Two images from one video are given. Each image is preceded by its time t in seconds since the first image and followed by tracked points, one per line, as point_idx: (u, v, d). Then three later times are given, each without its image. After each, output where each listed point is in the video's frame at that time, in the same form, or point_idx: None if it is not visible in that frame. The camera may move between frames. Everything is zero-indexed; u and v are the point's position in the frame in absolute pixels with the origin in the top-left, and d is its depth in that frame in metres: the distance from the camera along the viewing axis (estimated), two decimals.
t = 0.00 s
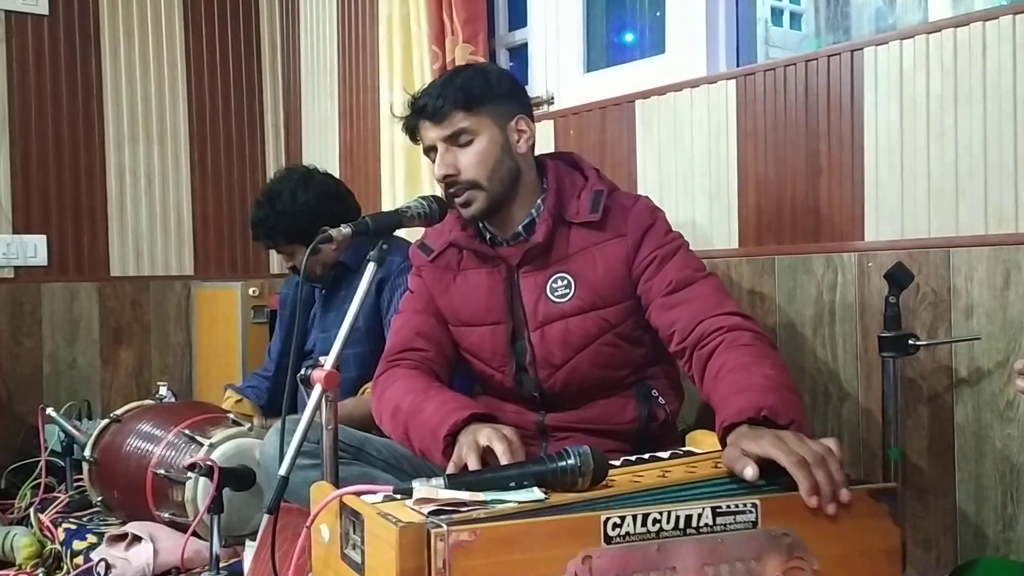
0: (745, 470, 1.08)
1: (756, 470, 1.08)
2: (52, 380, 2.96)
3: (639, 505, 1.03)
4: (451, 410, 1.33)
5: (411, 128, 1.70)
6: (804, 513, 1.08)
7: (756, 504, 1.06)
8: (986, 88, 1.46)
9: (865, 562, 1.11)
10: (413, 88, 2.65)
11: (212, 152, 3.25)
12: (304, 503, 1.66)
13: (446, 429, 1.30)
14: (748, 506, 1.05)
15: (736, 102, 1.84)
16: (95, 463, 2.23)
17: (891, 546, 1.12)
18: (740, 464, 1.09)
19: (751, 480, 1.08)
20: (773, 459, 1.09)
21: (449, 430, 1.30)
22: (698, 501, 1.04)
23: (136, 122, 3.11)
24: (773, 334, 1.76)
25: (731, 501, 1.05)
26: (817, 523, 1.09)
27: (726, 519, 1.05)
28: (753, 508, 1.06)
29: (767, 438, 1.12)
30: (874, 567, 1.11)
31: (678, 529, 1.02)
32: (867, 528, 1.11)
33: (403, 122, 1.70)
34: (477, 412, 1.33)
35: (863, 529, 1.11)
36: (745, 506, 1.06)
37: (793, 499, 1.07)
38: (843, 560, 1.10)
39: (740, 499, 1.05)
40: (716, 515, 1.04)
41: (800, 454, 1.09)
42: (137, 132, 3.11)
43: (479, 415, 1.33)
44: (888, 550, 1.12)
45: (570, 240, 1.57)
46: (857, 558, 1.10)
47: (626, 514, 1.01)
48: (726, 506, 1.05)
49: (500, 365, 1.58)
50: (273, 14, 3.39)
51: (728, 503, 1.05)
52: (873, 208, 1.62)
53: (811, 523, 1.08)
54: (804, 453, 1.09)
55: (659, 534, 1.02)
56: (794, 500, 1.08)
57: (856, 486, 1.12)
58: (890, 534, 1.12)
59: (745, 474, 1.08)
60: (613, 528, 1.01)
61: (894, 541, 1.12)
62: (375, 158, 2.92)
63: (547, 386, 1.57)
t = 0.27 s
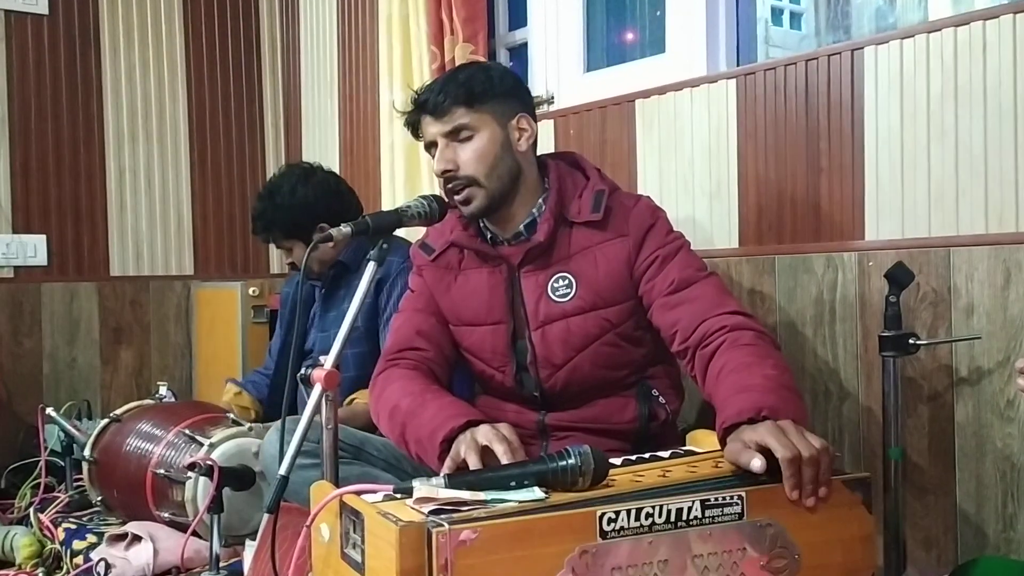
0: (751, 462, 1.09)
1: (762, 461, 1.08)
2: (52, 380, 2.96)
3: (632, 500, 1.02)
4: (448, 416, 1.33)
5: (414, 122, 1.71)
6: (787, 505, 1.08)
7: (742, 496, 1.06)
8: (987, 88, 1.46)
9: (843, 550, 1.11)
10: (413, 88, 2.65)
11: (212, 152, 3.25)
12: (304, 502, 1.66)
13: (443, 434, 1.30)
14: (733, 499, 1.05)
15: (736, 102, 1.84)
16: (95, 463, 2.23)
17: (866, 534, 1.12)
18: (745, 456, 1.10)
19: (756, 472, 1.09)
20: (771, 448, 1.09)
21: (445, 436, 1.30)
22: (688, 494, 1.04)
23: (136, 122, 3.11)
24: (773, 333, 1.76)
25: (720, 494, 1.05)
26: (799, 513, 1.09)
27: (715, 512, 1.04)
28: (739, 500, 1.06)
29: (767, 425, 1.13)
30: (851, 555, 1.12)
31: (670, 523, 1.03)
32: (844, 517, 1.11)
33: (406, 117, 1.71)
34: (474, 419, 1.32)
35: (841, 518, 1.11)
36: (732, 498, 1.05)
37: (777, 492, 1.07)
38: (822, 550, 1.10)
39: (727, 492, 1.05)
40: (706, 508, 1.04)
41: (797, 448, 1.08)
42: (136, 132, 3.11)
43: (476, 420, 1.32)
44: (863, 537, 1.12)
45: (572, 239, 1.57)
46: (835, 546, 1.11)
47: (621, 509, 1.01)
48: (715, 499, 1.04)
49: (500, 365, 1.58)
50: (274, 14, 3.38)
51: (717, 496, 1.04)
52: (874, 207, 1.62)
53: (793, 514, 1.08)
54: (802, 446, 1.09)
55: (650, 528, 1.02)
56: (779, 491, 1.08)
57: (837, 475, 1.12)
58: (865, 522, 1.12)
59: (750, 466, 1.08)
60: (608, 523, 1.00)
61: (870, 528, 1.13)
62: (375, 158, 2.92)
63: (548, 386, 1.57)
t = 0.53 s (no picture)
0: (741, 474, 1.08)
1: (753, 474, 1.07)
2: (52, 380, 2.96)
3: (640, 506, 1.02)
4: (445, 419, 1.33)
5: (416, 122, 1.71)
6: (811, 515, 1.07)
7: (759, 505, 1.05)
8: (985, 88, 1.46)
9: (871, 563, 1.10)
10: (413, 88, 2.65)
11: (211, 152, 3.25)
12: (304, 503, 1.66)
13: (438, 436, 1.29)
14: (750, 508, 1.05)
15: (735, 102, 1.84)
16: (94, 463, 2.23)
17: (897, 547, 1.11)
18: (737, 467, 1.09)
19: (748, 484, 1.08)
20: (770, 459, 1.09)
21: (442, 438, 1.29)
22: (701, 502, 1.04)
23: (135, 122, 3.11)
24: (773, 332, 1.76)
25: (734, 502, 1.04)
26: (823, 523, 1.08)
27: (728, 520, 1.04)
28: (756, 509, 1.05)
29: (767, 440, 1.12)
30: (881, 569, 1.10)
31: (680, 531, 1.02)
32: (873, 529, 1.10)
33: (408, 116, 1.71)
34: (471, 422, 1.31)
35: (869, 530, 1.10)
36: (748, 507, 1.05)
37: (800, 501, 1.07)
38: (850, 563, 1.09)
39: (743, 501, 1.05)
40: (719, 516, 1.04)
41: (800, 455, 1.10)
42: (136, 132, 3.11)
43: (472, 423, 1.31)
44: (895, 551, 1.11)
45: (571, 239, 1.57)
46: (863, 560, 1.10)
47: (628, 514, 1.01)
48: (728, 507, 1.04)
49: (500, 365, 1.58)
50: (274, 14, 3.39)
51: (731, 505, 1.04)
52: (872, 207, 1.62)
53: (817, 524, 1.08)
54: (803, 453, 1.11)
55: (660, 535, 1.02)
56: (803, 501, 1.07)
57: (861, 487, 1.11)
58: (896, 534, 1.11)
59: (741, 478, 1.08)
60: (614, 529, 1.00)
61: (901, 541, 1.11)
62: (375, 158, 2.92)
63: (547, 386, 1.57)
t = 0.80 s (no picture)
0: (746, 472, 1.08)
1: (757, 472, 1.07)
2: (52, 380, 2.96)
3: (638, 505, 1.02)
4: (446, 417, 1.33)
5: (419, 120, 1.71)
6: (804, 513, 1.08)
7: (755, 503, 1.05)
8: (985, 89, 1.46)
9: (863, 561, 1.11)
10: (412, 89, 2.65)
11: (211, 153, 3.25)
12: (303, 503, 1.66)
13: (438, 435, 1.30)
14: (746, 506, 1.05)
15: (735, 102, 1.84)
16: (94, 463, 2.23)
17: (889, 544, 1.11)
18: (741, 465, 1.09)
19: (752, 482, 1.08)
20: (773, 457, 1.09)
21: (442, 437, 1.30)
22: (697, 501, 1.04)
23: (135, 122, 3.11)
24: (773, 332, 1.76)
25: (730, 501, 1.05)
26: (816, 522, 1.08)
27: (725, 519, 1.04)
28: (751, 508, 1.05)
29: (767, 436, 1.12)
30: (872, 567, 1.11)
31: (677, 530, 1.02)
32: (864, 526, 1.11)
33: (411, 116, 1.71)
34: (472, 421, 1.31)
35: (861, 528, 1.11)
36: (744, 506, 1.05)
37: (794, 499, 1.07)
38: (842, 560, 1.10)
39: (739, 499, 1.05)
40: (716, 515, 1.04)
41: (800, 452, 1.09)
42: (136, 133, 3.11)
43: (473, 422, 1.31)
44: (886, 549, 1.11)
45: (573, 239, 1.57)
46: (854, 557, 1.10)
47: (626, 514, 1.01)
48: (725, 506, 1.04)
49: (501, 364, 1.58)
50: (273, 14, 3.38)
51: (727, 504, 1.04)
52: (873, 208, 1.62)
53: (810, 522, 1.08)
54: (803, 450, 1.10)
55: (658, 535, 1.01)
56: (795, 500, 1.07)
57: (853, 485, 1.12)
58: (888, 532, 1.12)
59: (745, 476, 1.08)
60: (612, 528, 1.00)
61: (893, 540, 1.12)
62: (375, 158, 2.91)
63: (548, 386, 1.57)
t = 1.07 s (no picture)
0: (748, 472, 1.08)
1: (759, 472, 1.07)
2: (52, 381, 2.96)
3: (633, 504, 1.03)
4: (440, 415, 1.33)
5: (419, 121, 1.71)
6: (789, 508, 1.08)
7: (744, 500, 1.06)
8: (985, 90, 1.46)
9: (845, 555, 1.12)
10: (413, 90, 2.65)
11: (212, 154, 3.25)
12: (304, 505, 1.67)
13: (432, 434, 1.30)
14: (736, 503, 1.05)
15: (735, 104, 1.84)
16: (94, 464, 2.23)
17: (869, 539, 1.12)
18: (743, 466, 1.09)
19: (754, 483, 1.08)
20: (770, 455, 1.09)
21: (436, 436, 1.30)
22: (689, 499, 1.04)
23: (135, 123, 3.11)
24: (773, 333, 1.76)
25: (721, 498, 1.05)
26: (801, 517, 1.09)
27: (716, 516, 1.05)
28: (741, 505, 1.06)
29: (764, 433, 1.12)
30: (854, 561, 1.12)
31: (671, 528, 1.03)
32: (846, 520, 1.11)
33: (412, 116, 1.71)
34: (467, 420, 1.32)
35: (842, 522, 1.11)
36: (734, 503, 1.05)
37: (779, 495, 1.08)
38: (825, 554, 1.10)
39: (729, 496, 1.05)
40: (707, 512, 1.04)
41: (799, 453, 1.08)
42: (136, 134, 3.11)
43: (467, 421, 1.32)
44: (867, 542, 1.12)
45: (575, 240, 1.57)
46: (837, 551, 1.11)
47: (622, 513, 1.01)
48: (716, 503, 1.05)
49: (502, 364, 1.58)
50: (274, 15, 3.38)
51: (719, 501, 1.05)
52: (872, 209, 1.62)
53: (794, 517, 1.08)
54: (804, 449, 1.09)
55: (652, 532, 1.02)
56: (779, 495, 1.08)
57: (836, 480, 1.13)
58: (868, 526, 1.12)
59: (748, 476, 1.08)
60: (608, 527, 1.01)
61: (873, 534, 1.13)
62: (375, 159, 2.92)
63: (548, 387, 1.57)
